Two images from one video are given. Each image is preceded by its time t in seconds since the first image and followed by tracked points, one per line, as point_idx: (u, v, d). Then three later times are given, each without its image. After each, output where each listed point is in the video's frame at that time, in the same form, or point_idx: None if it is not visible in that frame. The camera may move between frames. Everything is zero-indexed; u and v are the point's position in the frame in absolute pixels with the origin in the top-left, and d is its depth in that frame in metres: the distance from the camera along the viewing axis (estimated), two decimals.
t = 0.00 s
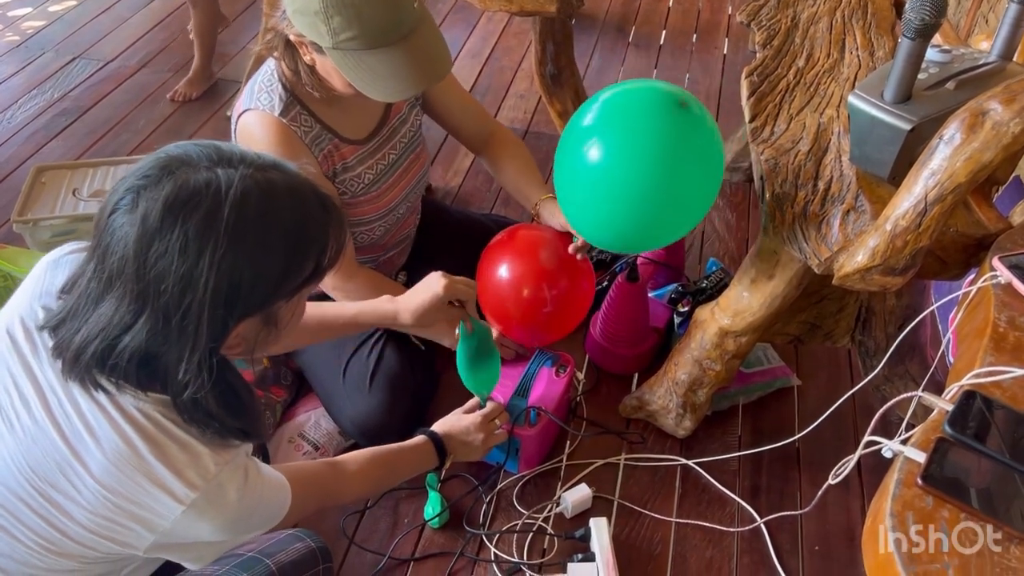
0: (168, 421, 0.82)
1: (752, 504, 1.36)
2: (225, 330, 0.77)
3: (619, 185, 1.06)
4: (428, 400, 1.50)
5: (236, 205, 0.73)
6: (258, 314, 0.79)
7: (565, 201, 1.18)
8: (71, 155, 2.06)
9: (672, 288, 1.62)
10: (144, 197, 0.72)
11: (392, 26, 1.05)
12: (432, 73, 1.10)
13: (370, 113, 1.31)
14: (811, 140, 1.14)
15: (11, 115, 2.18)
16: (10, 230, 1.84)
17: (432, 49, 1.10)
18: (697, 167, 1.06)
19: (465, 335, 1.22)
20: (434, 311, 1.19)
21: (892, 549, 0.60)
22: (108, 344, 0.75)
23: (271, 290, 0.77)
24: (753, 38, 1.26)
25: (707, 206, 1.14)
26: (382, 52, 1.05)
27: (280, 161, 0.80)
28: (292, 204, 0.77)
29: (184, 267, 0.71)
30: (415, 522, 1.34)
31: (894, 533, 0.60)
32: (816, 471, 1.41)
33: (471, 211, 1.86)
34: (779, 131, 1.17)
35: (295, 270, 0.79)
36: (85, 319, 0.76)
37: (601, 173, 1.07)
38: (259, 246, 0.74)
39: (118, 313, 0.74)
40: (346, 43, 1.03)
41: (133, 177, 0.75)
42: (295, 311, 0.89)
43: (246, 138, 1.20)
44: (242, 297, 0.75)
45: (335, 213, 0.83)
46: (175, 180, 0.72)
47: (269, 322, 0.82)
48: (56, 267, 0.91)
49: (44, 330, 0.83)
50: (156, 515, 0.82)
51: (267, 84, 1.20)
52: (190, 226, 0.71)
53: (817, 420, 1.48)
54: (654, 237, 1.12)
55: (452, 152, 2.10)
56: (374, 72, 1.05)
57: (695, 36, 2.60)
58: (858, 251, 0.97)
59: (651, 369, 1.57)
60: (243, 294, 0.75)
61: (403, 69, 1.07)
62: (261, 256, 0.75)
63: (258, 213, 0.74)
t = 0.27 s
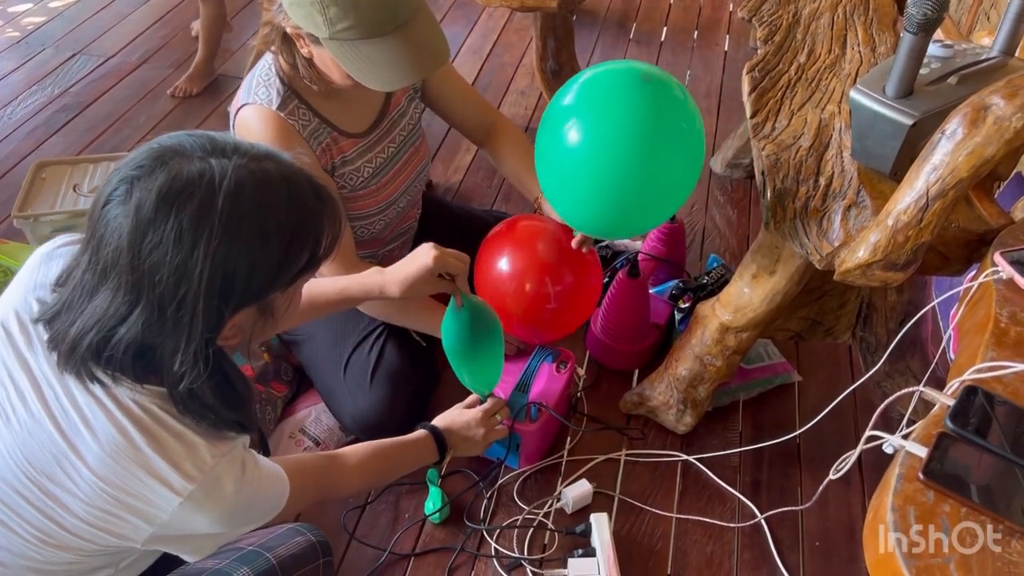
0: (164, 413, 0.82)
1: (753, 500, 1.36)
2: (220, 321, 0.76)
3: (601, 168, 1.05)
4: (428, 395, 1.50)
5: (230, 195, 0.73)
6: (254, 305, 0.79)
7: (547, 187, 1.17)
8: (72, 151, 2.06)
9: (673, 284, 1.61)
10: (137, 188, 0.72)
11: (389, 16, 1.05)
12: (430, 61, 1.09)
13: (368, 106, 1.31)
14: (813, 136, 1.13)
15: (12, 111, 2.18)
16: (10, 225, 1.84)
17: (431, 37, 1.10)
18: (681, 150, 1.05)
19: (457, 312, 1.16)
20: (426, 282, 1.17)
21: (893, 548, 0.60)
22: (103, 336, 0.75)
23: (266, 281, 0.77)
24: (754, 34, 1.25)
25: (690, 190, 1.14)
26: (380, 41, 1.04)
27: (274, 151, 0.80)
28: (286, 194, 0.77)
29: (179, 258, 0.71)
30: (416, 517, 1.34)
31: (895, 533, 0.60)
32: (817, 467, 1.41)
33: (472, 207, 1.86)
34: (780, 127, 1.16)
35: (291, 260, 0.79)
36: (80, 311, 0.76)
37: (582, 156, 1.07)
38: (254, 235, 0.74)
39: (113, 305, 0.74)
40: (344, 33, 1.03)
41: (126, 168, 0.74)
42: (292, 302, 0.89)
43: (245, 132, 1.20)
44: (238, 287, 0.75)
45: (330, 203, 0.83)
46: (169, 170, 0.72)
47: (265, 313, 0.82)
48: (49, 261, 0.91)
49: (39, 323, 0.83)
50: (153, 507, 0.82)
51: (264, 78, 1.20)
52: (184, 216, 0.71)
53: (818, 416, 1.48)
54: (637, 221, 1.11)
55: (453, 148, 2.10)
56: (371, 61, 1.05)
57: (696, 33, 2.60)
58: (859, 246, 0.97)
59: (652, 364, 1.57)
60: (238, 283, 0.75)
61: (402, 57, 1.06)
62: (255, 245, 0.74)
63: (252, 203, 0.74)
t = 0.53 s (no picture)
0: (166, 411, 0.82)
1: (753, 498, 1.36)
2: (223, 318, 0.77)
3: (603, 162, 1.05)
4: (429, 392, 1.50)
5: (234, 192, 0.73)
6: (256, 303, 0.79)
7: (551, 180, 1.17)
8: (73, 149, 2.06)
9: (674, 282, 1.61)
10: (141, 184, 0.72)
11: (384, 6, 1.05)
12: (426, 51, 1.10)
13: (367, 100, 1.31)
14: (814, 134, 1.14)
15: (13, 109, 2.18)
16: (12, 223, 1.84)
17: (425, 27, 1.10)
18: (683, 143, 1.06)
19: (458, 338, 1.13)
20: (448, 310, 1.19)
21: (895, 547, 0.60)
22: (106, 332, 0.75)
23: (268, 278, 0.77)
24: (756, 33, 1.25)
25: (693, 180, 1.14)
26: (375, 32, 1.05)
27: (277, 149, 0.80)
28: (290, 190, 0.77)
29: (182, 254, 0.71)
30: (417, 515, 1.34)
31: (896, 532, 0.60)
32: (817, 465, 1.41)
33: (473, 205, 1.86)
34: (781, 125, 1.16)
35: (293, 257, 0.79)
36: (83, 307, 0.76)
37: (585, 150, 1.07)
38: (257, 232, 0.74)
39: (116, 301, 0.74)
40: (339, 23, 1.03)
41: (130, 164, 0.75)
42: (294, 301, 0.89)
43: (245, 127, 1.19)
44: (240, 284, 0.75)
45: (333, 200, 0.83)
46: (172, 167, 0.72)
47: (267, 310, 0.82)
48: (53, 258, 0.91)
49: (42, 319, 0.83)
50: (154, 506, 0.82)
51: (263, 74, 1.20)
52: (188, 213, 0.71)
53: (818, 414, 1.48)
54: (640, 214, 1.12)
55: (454, 146, 2.10)
56: (367, 52, 1.05)
57: (697, 31, 2.60)
58: (860, 245, 0.97)
59: (653, 362, 1.57)
60: (241, 280, 0.75)
61: (398, 46, 1.07)
62: (258, 242, 0.75)
63: (255, 200, 0.74)
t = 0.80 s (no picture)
0: (168, 409, 0.82)
1: (754, 496, 1.36)
2: (226, 318, 0.77)
3: (586, 148, 1.02)
4: (430, 389, 1.50)
5: (239, 192, 0.73)
6: (259, 304, 0.80)
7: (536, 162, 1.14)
8: (74, 147, 2.06)
9: (675, 281, 1.61)
10: (147, 184, 0.72)
11: None
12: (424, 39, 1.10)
13: (366, 93, 1.31)
14: (815, 132, 1.14)
15: (14, 107, 2.18)
16: (14, 221, 1.84)
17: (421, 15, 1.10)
18: (666, 132, 1.03)
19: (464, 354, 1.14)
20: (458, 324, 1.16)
21: (896, 545, 0.60)
22: (110, 330, 0.75)
23: (272, 279, 0.77)
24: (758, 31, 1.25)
25: (682, 163, 1.10)
26: (371, 21, 1.05)
27: (284, 150, 0.80)
28: (296, 192, 0.77)
29: (186, 254, 0.71)
30: (418, 513, 1.34)
31: (897, 531, 0.60)
32: (818, 463, 1.41)
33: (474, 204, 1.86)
34: (782, 123, 1.16)
35: (297, 259, 0.79)
36: (87, 305, 0.76)
37: (569, 136, 1.03)
38: (261, 233, 0.74)
39: (120, 300, 0.74)
40: (336, 13, 1.03)
41: (137, 163, 0.75)
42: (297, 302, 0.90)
43: (244, 122, 1.20)
44: (244, 285, 0.75)
45: (338, 203, 0.83)
46: (179, 167, 0.72)
47: (270, 311, 0.82)
48: (57, 255, 0.92)
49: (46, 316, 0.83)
50: (156, 503, 0.83)
51: (262, 69, 1.20)
52: (193, 213, 0.71)
53: (819, 413, 1.48)
54: (625, 201, 1.09)
55: (455, 144, 2.10)
56: (364, 42, 1.05)
57: (699, 29, 2.59)
58: (861, 243, 0.97)
59: (654, 360, 1.57)
60: (244, 281, 0.75)
61: (396, 35, 1.07)
62: (262, 244, 0.75)
63: (261, 201, 0.74)
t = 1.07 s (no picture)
0: (172, 412, 0.83)
1: (753, 496, 1.36)
2: (230, 325, 0.77)
3: (576, 142, 1.01)
4: (430, 389, 1.50)
5: (249, 202, 0.73)
6: (264, 312, 0.80)
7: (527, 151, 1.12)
8: (74, 147, 2.06)
9: (675, 281, 1.62)
10: (157, 189, 0.72)
11: None
12: (414, 25, 1.10)
13: (360, 88, 1.31)
14: (814, 133, 1.14)
15: (14, 107, 2.18)
16: (14, 221, 1.85)
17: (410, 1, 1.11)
18: (653, 126, 1.02)
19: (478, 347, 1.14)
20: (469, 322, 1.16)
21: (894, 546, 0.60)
22: (115, 334, 0.75)
23: (278, 288, 0.78)
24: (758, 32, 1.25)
25: (672, 152, 1.09)
26: (360, 9, 1.05)
27: (294, 159, 0.80)
28: (305, 203, 0.77)
29: (193, 262, 0.71)
30: (418, 513, 1.34)
31: (896, 532, 0.60)
32: (817, 464, 1.41)
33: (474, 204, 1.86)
34: (782, 124, 1.16)
35: (304, 269, 0.79)
36: (93, 308, 0.76)
37: (558, 128, 1.02)
38: (269, 243, 0.74)
39: (126, 304, 0.74)
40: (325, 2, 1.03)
41: (147, 168, 0.75)
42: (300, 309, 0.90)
43: (240, 122, 1.20)
44: (249, 293, 0.76)
45: (347, 215, 0.83)
46: (189, 174, 0.72)
47: (274, 319, 0.83)
48: (62, 256, 0.92)
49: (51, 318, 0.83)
50: (158, 506, 0.83)
51: (256, 67, 1.20)
52: (201, 221, 0.71)
53: (818, 413, 1.48)
54: (613, 194, 1.08)
55: (455, 145, 2.11)
56: (354, 29, 1.06)
57: (698, 30, 2.60)
58: (860, 244, 0.97)
59: (653, 360, 1.57)
60: (250, 290, 0.75)
61: (386, 21, 1.07)
62: (269, 254, 0.75)
63: (270, 211, 0.74)
